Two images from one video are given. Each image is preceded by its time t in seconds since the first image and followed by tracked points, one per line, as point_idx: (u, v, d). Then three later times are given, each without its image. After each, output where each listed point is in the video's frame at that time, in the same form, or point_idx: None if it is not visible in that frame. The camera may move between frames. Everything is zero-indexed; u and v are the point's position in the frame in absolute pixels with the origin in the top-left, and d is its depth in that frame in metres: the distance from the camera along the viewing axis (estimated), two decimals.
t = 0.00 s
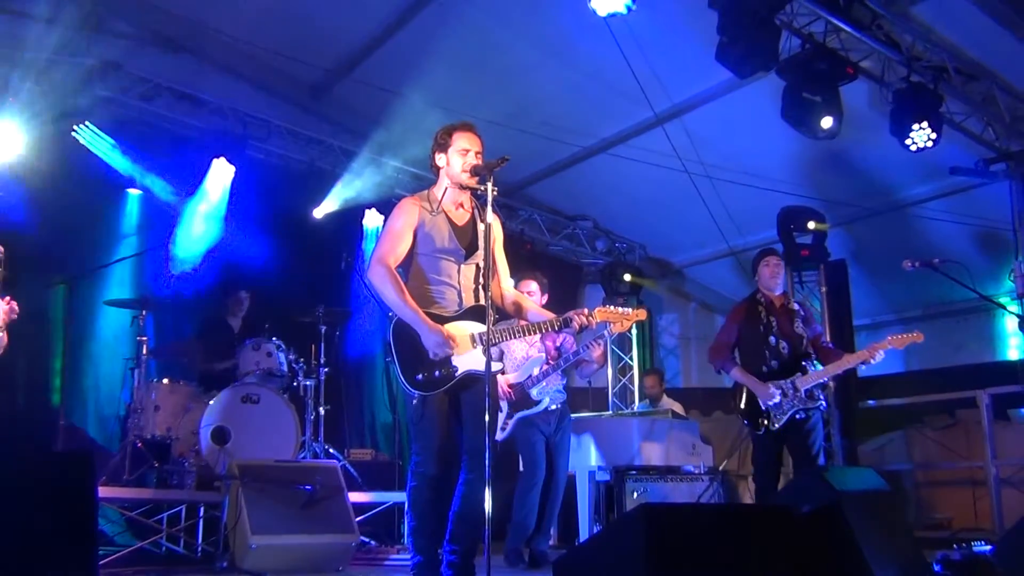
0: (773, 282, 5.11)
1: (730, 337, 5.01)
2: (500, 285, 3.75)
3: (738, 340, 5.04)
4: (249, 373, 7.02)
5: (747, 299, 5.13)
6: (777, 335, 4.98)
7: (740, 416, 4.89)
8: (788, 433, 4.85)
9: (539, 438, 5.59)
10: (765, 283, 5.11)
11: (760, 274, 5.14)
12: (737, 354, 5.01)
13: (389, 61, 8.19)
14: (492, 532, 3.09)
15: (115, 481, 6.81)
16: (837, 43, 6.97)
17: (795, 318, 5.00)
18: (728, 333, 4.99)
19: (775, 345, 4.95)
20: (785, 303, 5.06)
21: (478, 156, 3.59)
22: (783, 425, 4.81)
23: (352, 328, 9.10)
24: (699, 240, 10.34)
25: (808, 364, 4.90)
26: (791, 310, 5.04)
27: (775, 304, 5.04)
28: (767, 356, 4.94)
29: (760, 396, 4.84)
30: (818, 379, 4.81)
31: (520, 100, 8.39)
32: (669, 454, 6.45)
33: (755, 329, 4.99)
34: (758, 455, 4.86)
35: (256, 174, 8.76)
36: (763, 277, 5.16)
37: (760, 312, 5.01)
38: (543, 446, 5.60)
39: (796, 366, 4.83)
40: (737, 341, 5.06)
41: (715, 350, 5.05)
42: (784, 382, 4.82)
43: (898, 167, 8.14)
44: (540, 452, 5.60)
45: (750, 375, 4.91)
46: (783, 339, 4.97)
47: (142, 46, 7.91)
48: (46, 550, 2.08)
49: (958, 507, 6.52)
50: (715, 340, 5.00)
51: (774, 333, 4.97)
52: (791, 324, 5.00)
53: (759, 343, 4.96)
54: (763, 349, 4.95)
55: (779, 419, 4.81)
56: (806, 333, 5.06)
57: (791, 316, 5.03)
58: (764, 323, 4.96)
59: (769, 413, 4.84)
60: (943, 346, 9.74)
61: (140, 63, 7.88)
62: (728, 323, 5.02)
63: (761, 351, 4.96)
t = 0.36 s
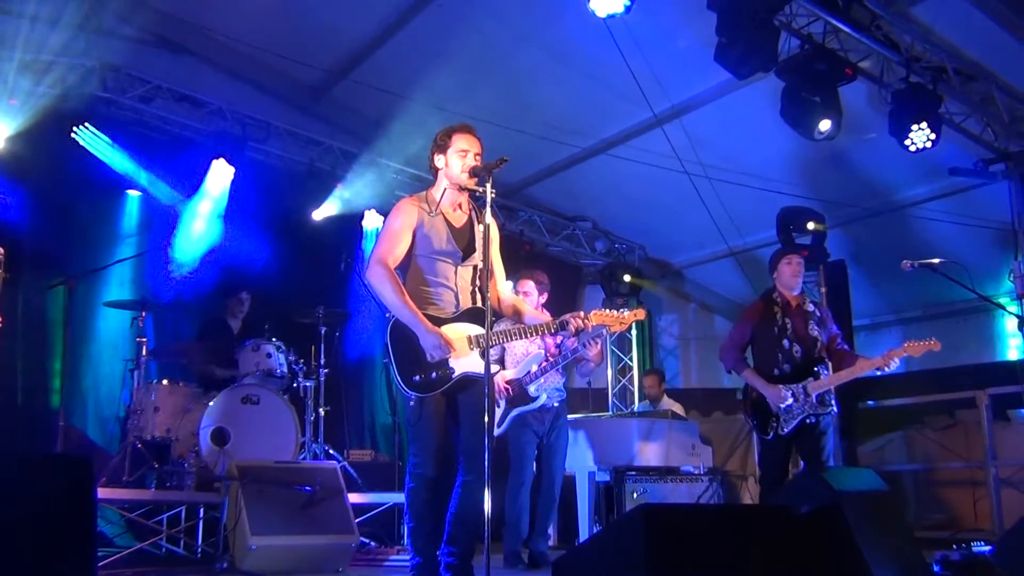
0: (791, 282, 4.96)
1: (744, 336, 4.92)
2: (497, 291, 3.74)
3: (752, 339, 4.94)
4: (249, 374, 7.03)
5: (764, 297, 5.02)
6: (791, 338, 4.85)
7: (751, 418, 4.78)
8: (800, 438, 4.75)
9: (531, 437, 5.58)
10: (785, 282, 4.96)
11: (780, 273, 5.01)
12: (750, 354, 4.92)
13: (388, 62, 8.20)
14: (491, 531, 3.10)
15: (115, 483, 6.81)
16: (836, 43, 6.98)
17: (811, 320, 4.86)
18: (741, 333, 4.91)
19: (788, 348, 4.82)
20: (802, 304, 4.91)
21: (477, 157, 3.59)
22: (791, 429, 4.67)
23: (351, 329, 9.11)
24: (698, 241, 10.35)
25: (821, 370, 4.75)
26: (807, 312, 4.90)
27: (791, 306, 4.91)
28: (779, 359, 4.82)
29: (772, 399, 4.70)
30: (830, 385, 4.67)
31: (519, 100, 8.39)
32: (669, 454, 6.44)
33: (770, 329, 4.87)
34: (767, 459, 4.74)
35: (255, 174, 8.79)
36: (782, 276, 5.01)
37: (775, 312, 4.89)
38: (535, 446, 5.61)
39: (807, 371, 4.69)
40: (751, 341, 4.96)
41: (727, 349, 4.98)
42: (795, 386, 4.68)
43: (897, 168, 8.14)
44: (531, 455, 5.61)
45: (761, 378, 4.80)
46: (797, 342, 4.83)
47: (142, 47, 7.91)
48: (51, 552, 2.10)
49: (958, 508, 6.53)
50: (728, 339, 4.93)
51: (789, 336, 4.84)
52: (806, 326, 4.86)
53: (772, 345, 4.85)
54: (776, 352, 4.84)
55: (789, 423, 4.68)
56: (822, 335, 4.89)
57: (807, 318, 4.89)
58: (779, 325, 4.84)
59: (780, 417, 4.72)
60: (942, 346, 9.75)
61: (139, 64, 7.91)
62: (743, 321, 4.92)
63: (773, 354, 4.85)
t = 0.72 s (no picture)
0: (804, 291, 4.90)
1: (752, 342, 4.87)
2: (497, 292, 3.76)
3: (762, 345, 4.89)
4: (249, 375, 7.03)
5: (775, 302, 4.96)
6: (800, 347, 4.81)
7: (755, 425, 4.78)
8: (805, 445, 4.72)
9: (527, 439, 5.61)
10: (799, 289, 4.91)
11: (794, 279, 4.96)
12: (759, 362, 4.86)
13: (389, 63, 8.20)
14: (490, 533, 3.10)
15: (114, 483, 6.82)
16: (836, 45, 6.97)
17: (820, 330, 4.81)
18: (751, 338, 4.86)
19: (796, 357, 4.78)
20: (813, 314, 4.86)
21: (476, 159, 3.58)
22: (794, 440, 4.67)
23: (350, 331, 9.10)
24: (697, 243, 10.36)
25: (828, 382, 4.70)
26: (817, 321, 4.85)
27: (801, 316, 4.86)
28: (787, 367, 4.78)
29: (776, 409, 4.67)
30: (838, 397, 4.63)
31: (519, 101, 8.39)
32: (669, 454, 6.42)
33: (780, 337, 4.82)
34: (768, 467, 4.75)
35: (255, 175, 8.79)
36: (796, 282, 4.94)
37: (785, 319, 4.84)
38: (532, 447, 5.62)
39: (815, 383, 4.65)
40: (761, 347, 4.90)
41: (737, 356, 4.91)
42: (802, 397, 4.65)
43: (897, 169, 8.14)
44: (529, 456, 5.61)
45: (769, 387, 4.75)
46: (805, 352, 4.79)
47: (145, 47, 8.06)
48: (51, 552, 2.09)
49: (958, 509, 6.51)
50: (738, 345, 4.87)
51: (799, 344, 4.80)
52: (815, 335, 4.81)
53: (782, 353, 4.80)
54: (784, 361, 4.79)
55: (792, 433, 4.67)
56: (831, 345, 4.85)
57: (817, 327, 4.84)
58: (789, 333, 4.78)
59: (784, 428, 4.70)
60: (942, 348, 9.75)
61: (141, 63, 8.02)
62: (753, 326, 4.87)
63: (781, 362, 4.80)
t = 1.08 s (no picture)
0: (809, 295, 4.87)
1: (756, 345, 4.88)
2: (497, 289, 3.75)
3: (766, 348, 4.89)
4: (249, 376, 7.04)
5: (780, 304, 4.97)
6: (804, 351, 4.77)
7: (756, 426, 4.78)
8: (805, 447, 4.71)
9: (522, 441, 5.59)
10: (804, 293, 4.89)
11: (799, 282, 4.93)
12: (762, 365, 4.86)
13: (390, 64, 8.20)
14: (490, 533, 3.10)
15: (114, 484, 6.83)
16: (836, 46, 6.97)
17: (824, 334, 4.77)
18: (754, 340, 4.87)
19: (799, 361, 4.75)
20: (818, 318, 4.83)
21: (477, 158, 3.58)
22: (798, 442, 4.64)
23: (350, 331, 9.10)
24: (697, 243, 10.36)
25: (830, 386, 4.68)
26: (822, 325, 4.81)
27: (806, 320, 4.84)
28: (790, 371, 4.76)
29: (778, 412, 4.66)
30: (841, 401, 4.63)
31: (519, 101, 8.39)
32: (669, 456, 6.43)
33: (783, 340, 4.81)
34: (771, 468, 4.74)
35: (256, 176, 8.77)
36: (802, 286, 4.93)
37: (789, 322, 4.83)
38: (526, 448, 5.61)
39: (818, 387, 4.63)
40: (765, 350, 4.90)
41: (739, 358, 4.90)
42: (804, 401, 4.65)
43: (897, 170, 8.14)
44: (524, 454, 5.61)
45: (771, 390, 4.74)
46: (809, 356, 4.75)
47: (144, 49, 8.00)
48: (50, 551, 2.09)
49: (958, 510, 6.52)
50: (741, 347, 4.88)
51: (803, 348, 4.77)
52: (819, 339, 4.77)
53: (785, 356, 4.79)
54: (787, 365, 4.77)
55: (796, 436, 4.65)
56: (835, 349, 4.81)
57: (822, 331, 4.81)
58: (793, 336, 4.77)
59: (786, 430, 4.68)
60: (942, 349, 9.75)
61: (138, 64, 7.98)
62: (757, 328, 4.88)
63: (784, 365, 4.79)
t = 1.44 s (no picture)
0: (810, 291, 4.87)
1: (757, 342, 4.84)
2: (498, 290, 3.75)
3: (767, 344, 4.86)
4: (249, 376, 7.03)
5: (779, 301, 4.95)
6: (805, 346, 4.76)
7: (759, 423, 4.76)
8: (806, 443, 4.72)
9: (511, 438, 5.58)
10: (804, 291, 4.88)
11: (799, 279, 4.93)
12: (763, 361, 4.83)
13: (390, 64, 8.21)
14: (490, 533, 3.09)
15: (113, 485, 6.83)
16: (836, 46, 6.98)
17: (825, 329, 4.78)
18: (756, 336, 4.84)
19: (801, 357, 4.74)
20: (818, 314, 4.83)
21: (474, 158, 3.57)
22: (799, 438, 4.65)
23: (350, 332, 9.11)
24: (697, 244, 10.36)
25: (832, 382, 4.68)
26: (822, 321, 4.82)
27: (806, 316, 4.84)
28: (791, 366, 4.75)
29: (781, 409, 4.64)
30: (841, 397, 4.62)
31: (519, 102, 8.39)
32: (669, 456, 6.35)
33: (784, 336, 4.79)
34: (773, 465, 4.74)
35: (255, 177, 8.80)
36: (802, 283, 4.93)
37: (790, 318, 4.83)
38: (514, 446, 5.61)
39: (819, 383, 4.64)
40: (766, 346, 4.87)
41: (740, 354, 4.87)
42: (806, 397, 4.64)
43: (897, 170, 8.14)
44: (513, 457, 5.61)
45: (774, 387, 4.73)
46: (810, 352, 4.75)
47: (142, 48, 8.05)
48: (45, 552, 2.08)
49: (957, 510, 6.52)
50: (742, 343, 4.83)
51: (804, 344, 4.76)
52: (820, 335, 4.77)
53: (787, 352, 4.77)
54: (788, 360, 4.76)
55: (799, 432, 4.66)
56: (835, 345, 4.83)
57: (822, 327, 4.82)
58: (794, 332, 4.76)
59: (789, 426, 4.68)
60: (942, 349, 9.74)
61: (138, 65, 8.02)
62: (757, 325, 4.86)
63: (786, 361, 4.77)
